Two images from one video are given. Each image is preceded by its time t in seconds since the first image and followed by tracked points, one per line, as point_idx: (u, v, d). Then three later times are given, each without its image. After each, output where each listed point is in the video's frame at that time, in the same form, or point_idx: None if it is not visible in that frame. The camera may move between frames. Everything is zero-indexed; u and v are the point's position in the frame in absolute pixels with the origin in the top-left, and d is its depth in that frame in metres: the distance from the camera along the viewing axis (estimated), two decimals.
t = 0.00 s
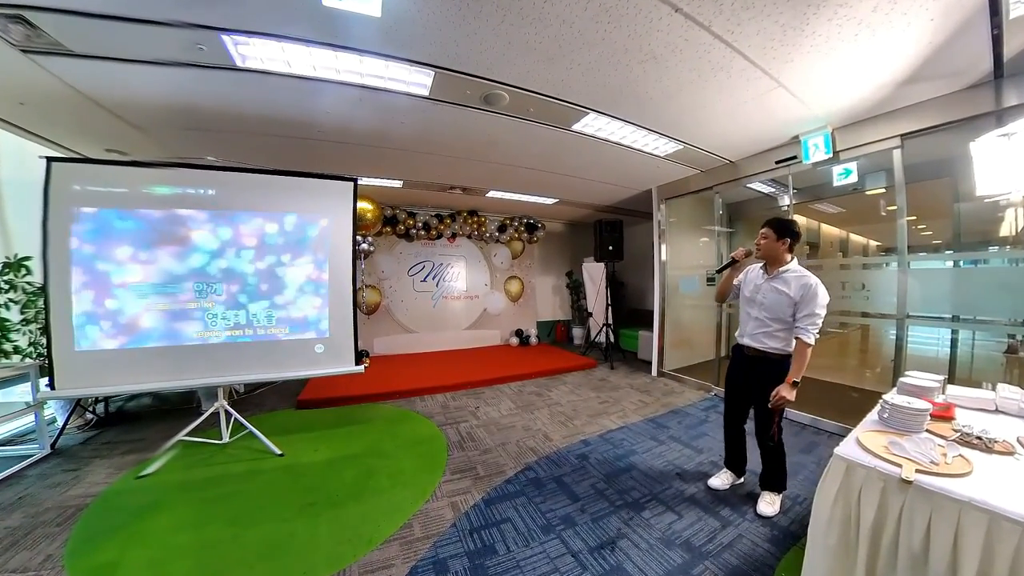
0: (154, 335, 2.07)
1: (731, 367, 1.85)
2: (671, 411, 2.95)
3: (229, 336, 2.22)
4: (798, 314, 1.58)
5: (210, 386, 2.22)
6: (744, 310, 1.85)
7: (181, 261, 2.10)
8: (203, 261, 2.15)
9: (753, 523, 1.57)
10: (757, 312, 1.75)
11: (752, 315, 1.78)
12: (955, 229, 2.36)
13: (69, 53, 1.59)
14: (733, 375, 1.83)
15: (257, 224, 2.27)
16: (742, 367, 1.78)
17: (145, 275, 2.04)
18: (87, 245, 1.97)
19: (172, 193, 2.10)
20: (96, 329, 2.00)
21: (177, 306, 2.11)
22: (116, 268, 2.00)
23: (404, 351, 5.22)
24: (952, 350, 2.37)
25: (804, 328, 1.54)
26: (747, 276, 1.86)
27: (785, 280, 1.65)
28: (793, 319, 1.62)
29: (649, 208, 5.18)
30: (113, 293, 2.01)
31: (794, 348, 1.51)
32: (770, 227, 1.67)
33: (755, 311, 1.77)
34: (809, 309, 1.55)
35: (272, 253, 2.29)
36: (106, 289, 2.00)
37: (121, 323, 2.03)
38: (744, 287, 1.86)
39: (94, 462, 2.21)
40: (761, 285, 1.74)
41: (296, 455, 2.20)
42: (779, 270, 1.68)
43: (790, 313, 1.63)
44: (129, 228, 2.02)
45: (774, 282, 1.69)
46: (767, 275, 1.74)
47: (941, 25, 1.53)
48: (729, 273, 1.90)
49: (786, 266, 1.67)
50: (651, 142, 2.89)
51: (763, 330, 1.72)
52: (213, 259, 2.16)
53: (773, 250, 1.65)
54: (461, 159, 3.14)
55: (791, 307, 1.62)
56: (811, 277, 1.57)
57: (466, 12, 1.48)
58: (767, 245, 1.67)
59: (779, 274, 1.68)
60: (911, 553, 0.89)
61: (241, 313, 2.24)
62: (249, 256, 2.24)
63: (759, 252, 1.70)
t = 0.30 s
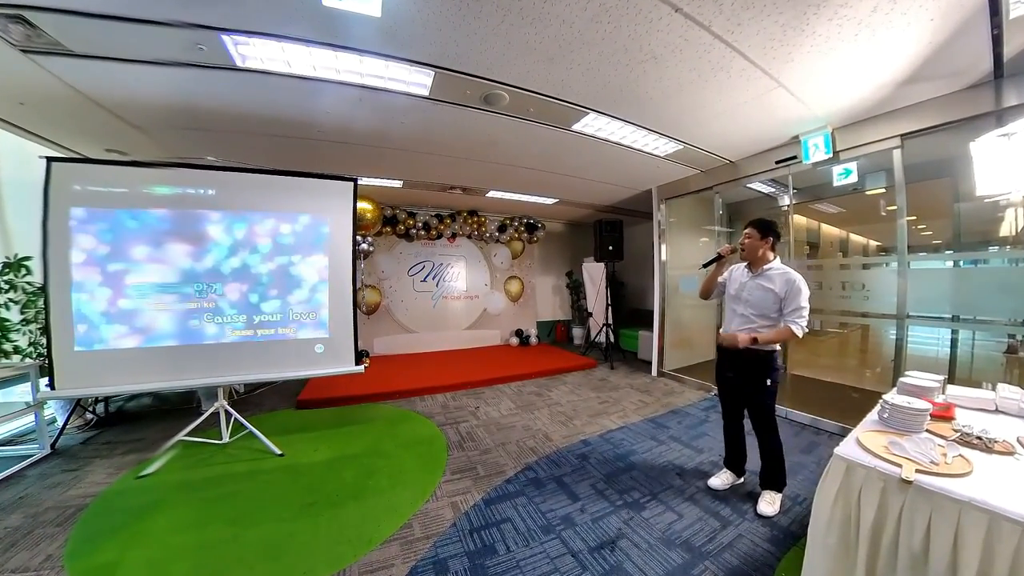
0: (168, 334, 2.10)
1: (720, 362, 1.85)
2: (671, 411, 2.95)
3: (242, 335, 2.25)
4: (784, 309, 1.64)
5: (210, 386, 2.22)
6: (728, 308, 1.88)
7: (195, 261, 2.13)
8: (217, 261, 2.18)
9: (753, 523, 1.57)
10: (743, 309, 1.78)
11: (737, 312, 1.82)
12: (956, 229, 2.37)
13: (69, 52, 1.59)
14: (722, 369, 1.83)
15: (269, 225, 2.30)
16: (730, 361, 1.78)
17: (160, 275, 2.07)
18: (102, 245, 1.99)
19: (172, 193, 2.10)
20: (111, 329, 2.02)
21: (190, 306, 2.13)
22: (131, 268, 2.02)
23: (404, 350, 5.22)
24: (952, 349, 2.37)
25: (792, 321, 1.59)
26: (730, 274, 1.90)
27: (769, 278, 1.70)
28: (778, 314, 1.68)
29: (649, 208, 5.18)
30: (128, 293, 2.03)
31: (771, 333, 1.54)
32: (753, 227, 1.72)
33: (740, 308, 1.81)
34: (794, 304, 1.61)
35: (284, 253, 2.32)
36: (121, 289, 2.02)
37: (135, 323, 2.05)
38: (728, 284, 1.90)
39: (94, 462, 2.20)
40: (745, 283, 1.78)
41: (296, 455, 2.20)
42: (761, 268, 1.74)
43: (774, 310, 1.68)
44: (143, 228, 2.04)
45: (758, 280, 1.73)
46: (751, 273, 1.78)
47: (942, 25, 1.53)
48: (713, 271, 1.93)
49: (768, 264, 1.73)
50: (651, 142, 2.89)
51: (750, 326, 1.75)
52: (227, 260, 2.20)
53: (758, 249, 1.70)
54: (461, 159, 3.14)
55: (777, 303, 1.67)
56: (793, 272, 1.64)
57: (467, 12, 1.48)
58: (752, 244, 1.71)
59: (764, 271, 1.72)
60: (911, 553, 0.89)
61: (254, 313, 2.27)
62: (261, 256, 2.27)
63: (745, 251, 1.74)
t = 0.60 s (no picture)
0: (183, 334, 2.12)
1: (713, 366, 1.84)
2: (671, 411, 2.95)
3: (256, 334, 2.27)
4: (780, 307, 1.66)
5: (211, 386, 2.22)
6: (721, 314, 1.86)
7: (204, 261, 2.15)
8: (230, 261, 2.20)
9: (753, 523, 1.57)
10: (738, 313, 1.77)
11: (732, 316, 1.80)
12: (955, 228, 2.36)
13: (69, 52, 1.59)
14: (716, 373, 1.82)
15: (281, 225, 2.32)
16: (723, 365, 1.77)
17: (175, 275, 2.09)
18: (117, 245, 2.00)
19: (172, 192, 2.10)
20: (127, 328, 2.04)
21: (204, 305, 2.15)
22: (146, 268, 2.05)
23: (404, 350, 5.22)
24: (952, 350, 2.36)
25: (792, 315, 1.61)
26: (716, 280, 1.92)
27: (758, 279, 1.73)
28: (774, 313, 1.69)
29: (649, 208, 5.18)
30: (144, 293, 2.05)
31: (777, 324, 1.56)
32: (732, 231, 1.78)
33: (734, 311, 1.80)
34: (787, 300, 1.64)
35: (296, 253, 2.35)
36: (137, 289, 2.04)
37: (150, 323, 2.07)
38: (717, 290, 1.90)
39: (94, 462, 2.20)
40: (736, 287, 1.79)
41: (297, 455, 2.21)
42: (746, 271, 1.78)
43: (769, 310, 1.69)
44: (158, 229, 2.06)
45: (747, 282, 1.76)
46: (738, 275, 1.81)
47: (942, 25, 1.53)
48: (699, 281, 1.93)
49: (750, 266, 1.79)
50: (651, 142, 2.89)
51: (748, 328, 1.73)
52: (240, 259, 2.22)
53: (740, 251, 1.75)
54: (461, 159, 3.14)
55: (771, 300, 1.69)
56: (776, 270, 1.70)
57: (467, 12, 1.48)
58: (734, 247, 1.76)
59: (750, 273, 1.76)
60: (911, 553, 0.89)
61: (267, 312, 2.29)
62: (274, 256, 2.29)
63: (729, 254, 1.79)
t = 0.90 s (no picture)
0: (194, 333, 2.14)
1: (716, 365, 1.87)
2: (670, 411, 2.95)
3: (269, 334, 2.30)
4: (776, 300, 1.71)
5: (211, 386, 2.22)
6: (720, 312, 1.87)
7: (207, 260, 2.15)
8: (245, 261, 2.23)
9: (752, 523, 1.57)
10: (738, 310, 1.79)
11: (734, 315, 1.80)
12: (955, 228, 2.36)
13: (69, 52, 1.59)
14: (718, 371, 1.84)
15: (295, 226, 2.35)
16: (727, 362, 1.77)
17: (178, 274, 2.10)
18: (134, 245, 2.03)
19: (172, 192, 2.10)
20: (142, 328, 2.06)
21: (216, 305, 2.18)
22: (161, 268, 2.07)
23: (404, 350, 5.21)
24: (952, 350, 2.36)
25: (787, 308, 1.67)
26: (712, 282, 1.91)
27: (754, 275, 1.76)
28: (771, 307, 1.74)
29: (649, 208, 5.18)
30: (160, 292, 2.08)
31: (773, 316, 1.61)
32: (726, 231, 1.77)
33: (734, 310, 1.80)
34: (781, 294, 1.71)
35: (309, 253, 2.38)
36: (153, 289, 2.06)
37: (166, 323, 2.10)
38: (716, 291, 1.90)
39: (94, 462, 2.20)
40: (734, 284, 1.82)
41: (297, 455, 2.20)
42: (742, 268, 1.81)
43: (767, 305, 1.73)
44: (172, 228, 2.09)
45: (745, 279, 1.78)
46: (735, 274, 1.83)
47: (943, 25, 1.53)
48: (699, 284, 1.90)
49: (743, 264, 1.82)
50: (651, 142, 2.89)
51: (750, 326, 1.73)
52: (254, 259, 2.25)
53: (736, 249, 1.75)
54: (462, 159, 3.14)
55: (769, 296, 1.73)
56: (768, 265, 1.76)
57: (467, 11, 1.48)
58: (730, 246, 1.76)
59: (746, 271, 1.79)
60: (911, 553, 0.89)
61: (280, 312, 2.32)
62: (287, 256, 2.32)
63: (726, 254, 1.78)
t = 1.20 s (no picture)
0: (197, 332, 2.15)
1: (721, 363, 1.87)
2: (670, 411, 2.95)
3: (282, 333, 2.33)
4: (784, 295, 1.74)
5: (211, 386, 2.22)
6: (726, 312, 1.87)
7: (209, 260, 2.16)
8: (246, 260, 2.24)
9: (753, 523, 1.57)
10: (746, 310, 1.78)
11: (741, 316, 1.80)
12: (955, 228, 2.35)
13: (69, 52, 1.60)
14: (724, 371, 1.84)
15: (308, 226, 2.38)
16: (734, 362, 1.78)
17: (180, 274, 2.10)
18: (145, 246, 2.05)
19: (172, 192, 2.10)
20: (158, 328, 2.08)
21: (218, 305, 2.18)
22: (178, 268, 2.10)
23: (404, 350, 5.22)
24: (952, 350, 2.36)
25: (796, 300, 1.71)
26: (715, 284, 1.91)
27: (759, 274, 1.77)
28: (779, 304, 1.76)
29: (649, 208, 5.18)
30: (177, 292, 2.11)
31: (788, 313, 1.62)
32: (725, 232, 1.78)
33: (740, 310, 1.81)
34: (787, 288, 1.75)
35: (309, 253, 2.38)
36: (170, 289, 2.09)
37: (169, 322, 2.10)
38: (720, 292, 1.90)
39: (94, 462, 2.20)
40: (739, 285, 1.81)
41: (297, 455, 2.20)
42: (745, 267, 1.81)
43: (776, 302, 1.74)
44: (188, 229, 2.12)
45: (750, 279, 1.78)
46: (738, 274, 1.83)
47: (943, 25, 1.53)
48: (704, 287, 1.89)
49: (745, 264, 1.83)
50: (651, 142, 2.89)
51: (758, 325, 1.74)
52: (268, 259, 2.28)
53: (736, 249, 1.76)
54: (462, 159, 3.14)
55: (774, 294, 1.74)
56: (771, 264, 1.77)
57: (467, 11, 1.47)
58: (731, 246, 1.77)
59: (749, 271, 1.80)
60: (911, 553, 0.89)
61: (293, 311, 2.36)
62: (300, 256, 2.36)
63: (727, 254, 1.79)
